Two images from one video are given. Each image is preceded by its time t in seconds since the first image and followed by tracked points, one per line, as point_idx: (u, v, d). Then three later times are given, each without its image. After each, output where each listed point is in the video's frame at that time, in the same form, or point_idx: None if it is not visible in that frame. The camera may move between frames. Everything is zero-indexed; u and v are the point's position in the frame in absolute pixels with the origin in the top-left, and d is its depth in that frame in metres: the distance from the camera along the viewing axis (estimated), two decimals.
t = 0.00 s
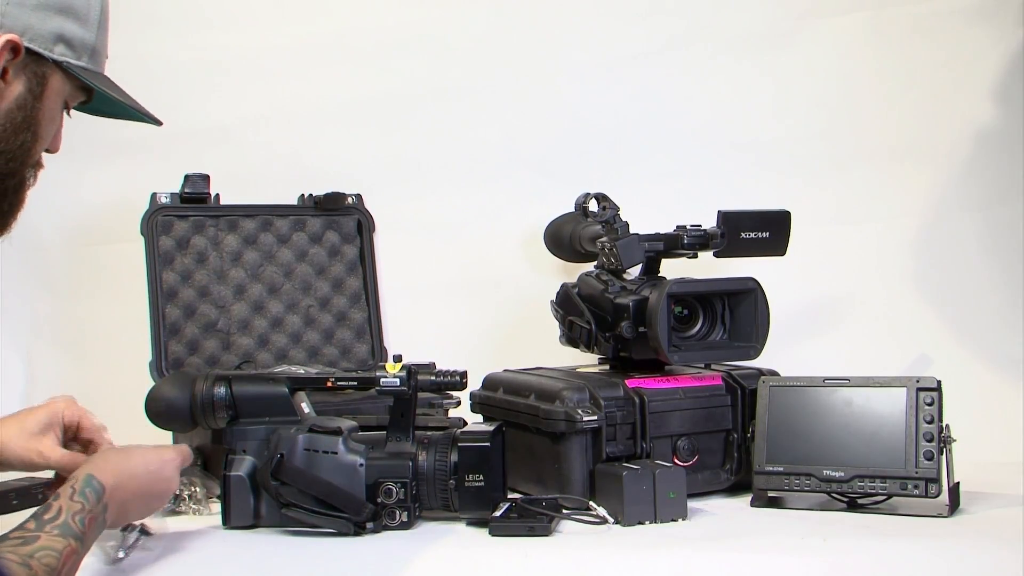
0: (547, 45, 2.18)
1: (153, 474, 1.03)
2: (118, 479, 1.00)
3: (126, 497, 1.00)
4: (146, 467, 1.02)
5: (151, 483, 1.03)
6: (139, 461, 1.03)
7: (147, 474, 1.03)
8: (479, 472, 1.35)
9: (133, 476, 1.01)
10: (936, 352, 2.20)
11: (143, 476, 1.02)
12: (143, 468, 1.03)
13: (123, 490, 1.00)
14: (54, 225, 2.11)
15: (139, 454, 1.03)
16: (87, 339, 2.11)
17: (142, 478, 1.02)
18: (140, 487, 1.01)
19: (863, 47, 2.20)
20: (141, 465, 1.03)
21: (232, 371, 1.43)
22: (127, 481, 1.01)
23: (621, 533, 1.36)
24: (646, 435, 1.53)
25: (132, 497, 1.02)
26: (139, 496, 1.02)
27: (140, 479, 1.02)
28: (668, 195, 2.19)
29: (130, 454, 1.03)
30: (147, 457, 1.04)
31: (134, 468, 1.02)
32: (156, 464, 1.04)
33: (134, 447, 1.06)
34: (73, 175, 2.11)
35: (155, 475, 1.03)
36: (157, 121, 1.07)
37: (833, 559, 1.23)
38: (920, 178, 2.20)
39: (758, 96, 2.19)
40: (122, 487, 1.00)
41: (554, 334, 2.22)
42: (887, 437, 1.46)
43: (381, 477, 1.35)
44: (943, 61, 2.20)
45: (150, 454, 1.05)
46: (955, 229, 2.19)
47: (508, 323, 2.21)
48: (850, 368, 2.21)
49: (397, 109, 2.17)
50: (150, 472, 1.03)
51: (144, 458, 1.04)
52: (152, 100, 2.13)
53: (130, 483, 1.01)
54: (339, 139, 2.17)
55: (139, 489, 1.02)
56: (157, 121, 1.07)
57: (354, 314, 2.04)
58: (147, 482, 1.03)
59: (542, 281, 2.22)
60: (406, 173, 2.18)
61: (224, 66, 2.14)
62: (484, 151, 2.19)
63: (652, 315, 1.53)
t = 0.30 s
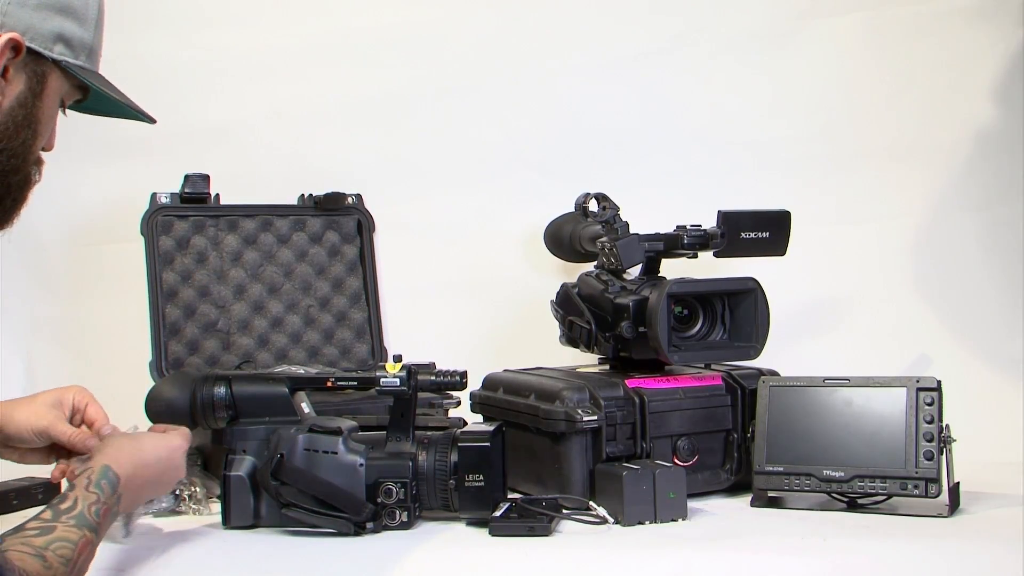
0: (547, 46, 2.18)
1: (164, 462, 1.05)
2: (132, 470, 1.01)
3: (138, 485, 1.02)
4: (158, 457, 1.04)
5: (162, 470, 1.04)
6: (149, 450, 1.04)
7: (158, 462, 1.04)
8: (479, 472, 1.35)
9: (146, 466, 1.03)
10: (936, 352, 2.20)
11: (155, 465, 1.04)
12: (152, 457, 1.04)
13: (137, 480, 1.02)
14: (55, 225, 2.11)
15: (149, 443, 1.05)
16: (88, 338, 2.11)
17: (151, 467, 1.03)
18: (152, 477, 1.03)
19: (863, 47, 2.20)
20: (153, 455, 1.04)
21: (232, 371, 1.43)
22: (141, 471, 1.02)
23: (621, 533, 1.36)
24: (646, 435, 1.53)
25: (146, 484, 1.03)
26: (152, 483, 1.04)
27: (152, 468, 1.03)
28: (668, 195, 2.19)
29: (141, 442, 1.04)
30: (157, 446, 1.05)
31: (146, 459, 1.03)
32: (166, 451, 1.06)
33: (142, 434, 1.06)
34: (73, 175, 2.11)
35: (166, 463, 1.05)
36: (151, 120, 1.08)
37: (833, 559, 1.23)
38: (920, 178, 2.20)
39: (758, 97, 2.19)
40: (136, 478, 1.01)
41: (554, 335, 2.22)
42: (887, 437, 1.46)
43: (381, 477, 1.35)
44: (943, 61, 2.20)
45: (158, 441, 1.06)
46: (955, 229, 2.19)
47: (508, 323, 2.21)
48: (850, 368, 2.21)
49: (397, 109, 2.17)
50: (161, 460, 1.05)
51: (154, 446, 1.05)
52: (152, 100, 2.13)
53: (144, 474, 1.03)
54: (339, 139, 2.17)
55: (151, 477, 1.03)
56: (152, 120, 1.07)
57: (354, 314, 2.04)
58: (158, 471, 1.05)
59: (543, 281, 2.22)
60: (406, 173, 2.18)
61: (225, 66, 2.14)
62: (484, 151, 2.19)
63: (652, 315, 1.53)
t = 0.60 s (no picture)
0: (547, 46, 2.18)
1: (172, 469, 1.06)
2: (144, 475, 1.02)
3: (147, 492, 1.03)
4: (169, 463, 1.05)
5: (167, 478, 1.06)
6: (159, 456, 1.05)
7: (166, 470, 1.05)
8: (479, 472, 1.35)
9: (157, 472, 1.04)
10: (936, 352, 2.20)
11: (165, 472, 1.05)
12: (161, 465, 1.05)
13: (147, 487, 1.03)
14: (55, 225, 2.11)
15: (159, 449, 1.06)
16: (88, 338, 2.11)
17: (159, 475, 1.04)
18: (163, 482, 1.04)
19: (863, 47, 2.20)
20: (164, 460, 1.05)
21: (232, 371, 1.43)
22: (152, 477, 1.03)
23: (621, 533, 1.36)
24: (646, 435, 1.53)
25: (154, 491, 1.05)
26: (160, 490, 1.05)
27: (163, 475, 1.05)
28: (668, 195, 2.19)
29: (150, 448, 1.06)
30: (167, 452, 1.06)
31: (158, 464, 1.04)
32: (175, 458, 1.07)
33: (149, 441, 1.08)
34: (73, 175, 2.11)
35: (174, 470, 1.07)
36: (149, 121, 1.08)
37: (833, 559, 1.23)
38: (920, 178, 2.20)
39: (758, 97, 2.19)
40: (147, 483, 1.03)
41: (554, 335, 2.22)
42: (887, 437, 1.46)
43: (381, 477, 1.35)
44: (943, 62, 2.20)
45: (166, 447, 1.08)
46: (955, 229, 2.19)
47: (508, 323, 2.21)
48: (850, 368, 2.21)
49: (397, 109, 2.17)
50: (170, 466, 1.06)
51: (162, 453, 1.06)
52: (152, 100, 2.13)
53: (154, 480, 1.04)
54: (339, 139, 2.17)
55: (160, 483, 1.05)
56: (149, 120, 1.07)
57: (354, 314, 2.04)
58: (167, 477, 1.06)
59: (543, 281, 2.22)
60: (405, 173, 2.18)
61: (225, 66, 2.14)
62: (484, 151, 2.19)
63: (652, 315, 1.54)
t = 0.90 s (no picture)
0: (547, 46, 2.18)
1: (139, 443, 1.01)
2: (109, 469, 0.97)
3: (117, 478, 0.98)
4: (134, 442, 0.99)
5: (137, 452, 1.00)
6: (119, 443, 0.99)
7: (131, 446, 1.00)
8: (479, 472, 1.35)
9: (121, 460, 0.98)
10: (936, 352, 2.20)
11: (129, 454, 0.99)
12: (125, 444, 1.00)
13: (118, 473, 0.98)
14: (54, 225, 2.11)
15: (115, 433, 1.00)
16: (88, 338, 2.11)
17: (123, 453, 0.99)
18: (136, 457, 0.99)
19: (863, 47, 2.20)
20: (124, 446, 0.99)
21: (232, 372, 1.43)
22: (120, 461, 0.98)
23: (621, 533, 1.36)
24: (646, 435, 1.53)
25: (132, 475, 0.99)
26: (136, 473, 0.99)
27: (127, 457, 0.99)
28: (668, 195, 2.19)
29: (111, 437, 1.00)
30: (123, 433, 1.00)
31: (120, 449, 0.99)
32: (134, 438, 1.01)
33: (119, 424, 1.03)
34: (73, 175, 2.11)
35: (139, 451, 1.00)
36: (147, 119, 1.08)
37: (834, 559, 1.22)
38: (920, 178, 2.20)
39: (758, 96, 2.19)
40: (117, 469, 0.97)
41: (554, 334, 2.22)
42: (887, 438, 1.46)
43: (380, 477, 1.35)
44: (943, 62, 2.20)
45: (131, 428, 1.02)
46: (955, 229, 2.19)
47: (508, 323, 2.21)
48: (850, 368, 2.21)
49: (397, 109, 2.17)
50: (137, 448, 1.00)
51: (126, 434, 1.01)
52: (152, 100, 2.13)
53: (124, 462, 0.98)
54: (339, 140, 2.17)
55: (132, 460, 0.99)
56: (147, 119, 1.07)
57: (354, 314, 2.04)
58: (143, 460, 1.00)
59: (543, 281, 2.22)
60: (406, 173, 2.18)
61: (224, 66, 2.14)
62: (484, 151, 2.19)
63: (652, 315, 1.53)
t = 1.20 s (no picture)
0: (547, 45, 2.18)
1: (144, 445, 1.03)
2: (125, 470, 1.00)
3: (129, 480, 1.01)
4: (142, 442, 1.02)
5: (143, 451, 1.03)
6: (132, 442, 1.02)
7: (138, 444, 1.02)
8: (479, 472, 1.35)
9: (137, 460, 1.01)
10: (936, 352, 2.20)
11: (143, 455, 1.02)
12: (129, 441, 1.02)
13: (132, 473, 1.00)
14: (54, 224, 2.11)
15: (127, 430, 1.03)
16: (88, 338, 2.11)
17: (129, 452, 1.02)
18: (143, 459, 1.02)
19: (864, 47, 2.20)
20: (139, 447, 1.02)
21: (232, 372, 1.43)
22: (135, 461, 1.01)
23: (620, 533, 1.36)
24: (646, 434, 1.53)
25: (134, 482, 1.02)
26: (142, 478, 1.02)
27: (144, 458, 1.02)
28: (668, 194, 2.19)
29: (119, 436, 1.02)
30: (138, 432, 1.03)
31: (134, 450, 1.02)
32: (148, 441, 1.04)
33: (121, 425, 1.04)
34: (73, 175, 2.11)
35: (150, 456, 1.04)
36: (137, 116, 1.08)
37: (834, 559, 1.22)
38: (920, 178, 2.20)
39: (758, 96, 2.19)
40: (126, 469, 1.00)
41: (554, 334, 2.22)
42: (887, 437, 1.46)
43: (380, 477, 1.35)
44: (943, 62, 2.20)
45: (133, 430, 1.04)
46: (955, 229, 2.19)
47: (508, 323, 2.21)
48: (850, 368, 2.21)
49: (397, 109, 2.17)
50: (149, 450, 1.03)
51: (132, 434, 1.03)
52: (152, 100, 2.13)
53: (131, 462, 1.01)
54: (339, 139, 2.17)
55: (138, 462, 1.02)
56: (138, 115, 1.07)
57: (354, 314, 2.04)
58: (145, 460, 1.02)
59: (542, 281, 2.22)
60: (406, 173, 2.18)
61: (224, 66, 2.14)
62: (484, 150, 2.19)
63: (652, 315, 1.53)
